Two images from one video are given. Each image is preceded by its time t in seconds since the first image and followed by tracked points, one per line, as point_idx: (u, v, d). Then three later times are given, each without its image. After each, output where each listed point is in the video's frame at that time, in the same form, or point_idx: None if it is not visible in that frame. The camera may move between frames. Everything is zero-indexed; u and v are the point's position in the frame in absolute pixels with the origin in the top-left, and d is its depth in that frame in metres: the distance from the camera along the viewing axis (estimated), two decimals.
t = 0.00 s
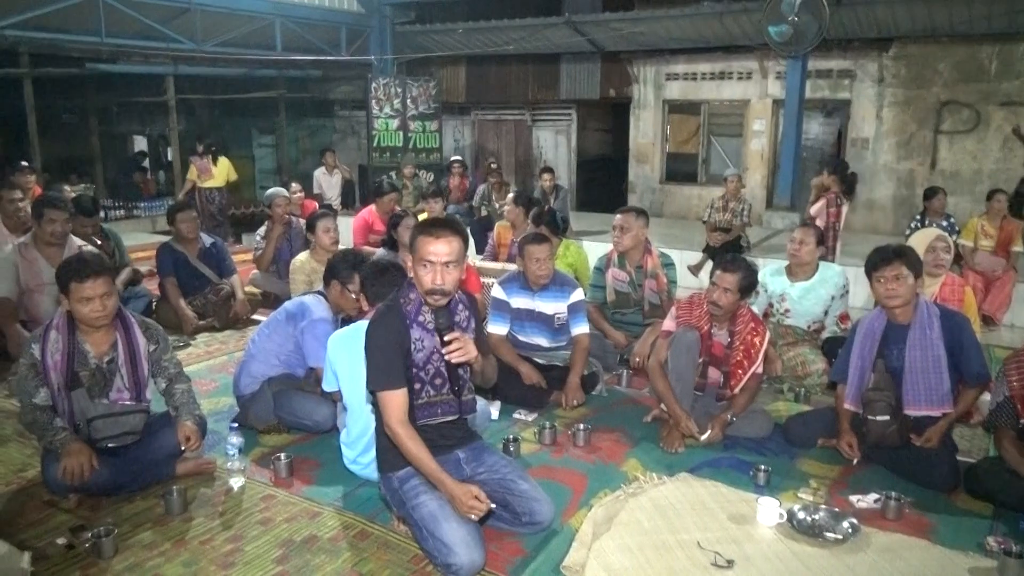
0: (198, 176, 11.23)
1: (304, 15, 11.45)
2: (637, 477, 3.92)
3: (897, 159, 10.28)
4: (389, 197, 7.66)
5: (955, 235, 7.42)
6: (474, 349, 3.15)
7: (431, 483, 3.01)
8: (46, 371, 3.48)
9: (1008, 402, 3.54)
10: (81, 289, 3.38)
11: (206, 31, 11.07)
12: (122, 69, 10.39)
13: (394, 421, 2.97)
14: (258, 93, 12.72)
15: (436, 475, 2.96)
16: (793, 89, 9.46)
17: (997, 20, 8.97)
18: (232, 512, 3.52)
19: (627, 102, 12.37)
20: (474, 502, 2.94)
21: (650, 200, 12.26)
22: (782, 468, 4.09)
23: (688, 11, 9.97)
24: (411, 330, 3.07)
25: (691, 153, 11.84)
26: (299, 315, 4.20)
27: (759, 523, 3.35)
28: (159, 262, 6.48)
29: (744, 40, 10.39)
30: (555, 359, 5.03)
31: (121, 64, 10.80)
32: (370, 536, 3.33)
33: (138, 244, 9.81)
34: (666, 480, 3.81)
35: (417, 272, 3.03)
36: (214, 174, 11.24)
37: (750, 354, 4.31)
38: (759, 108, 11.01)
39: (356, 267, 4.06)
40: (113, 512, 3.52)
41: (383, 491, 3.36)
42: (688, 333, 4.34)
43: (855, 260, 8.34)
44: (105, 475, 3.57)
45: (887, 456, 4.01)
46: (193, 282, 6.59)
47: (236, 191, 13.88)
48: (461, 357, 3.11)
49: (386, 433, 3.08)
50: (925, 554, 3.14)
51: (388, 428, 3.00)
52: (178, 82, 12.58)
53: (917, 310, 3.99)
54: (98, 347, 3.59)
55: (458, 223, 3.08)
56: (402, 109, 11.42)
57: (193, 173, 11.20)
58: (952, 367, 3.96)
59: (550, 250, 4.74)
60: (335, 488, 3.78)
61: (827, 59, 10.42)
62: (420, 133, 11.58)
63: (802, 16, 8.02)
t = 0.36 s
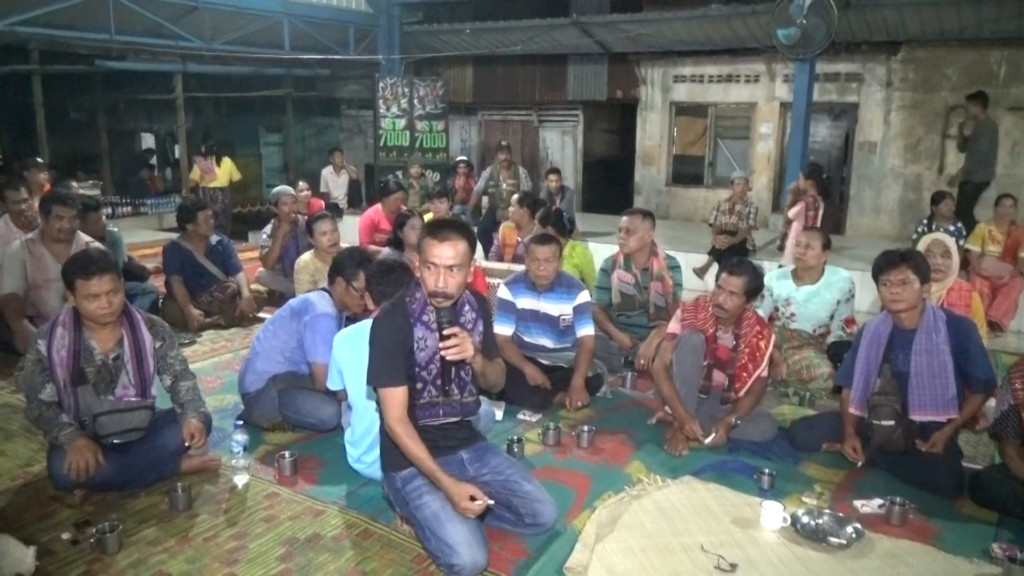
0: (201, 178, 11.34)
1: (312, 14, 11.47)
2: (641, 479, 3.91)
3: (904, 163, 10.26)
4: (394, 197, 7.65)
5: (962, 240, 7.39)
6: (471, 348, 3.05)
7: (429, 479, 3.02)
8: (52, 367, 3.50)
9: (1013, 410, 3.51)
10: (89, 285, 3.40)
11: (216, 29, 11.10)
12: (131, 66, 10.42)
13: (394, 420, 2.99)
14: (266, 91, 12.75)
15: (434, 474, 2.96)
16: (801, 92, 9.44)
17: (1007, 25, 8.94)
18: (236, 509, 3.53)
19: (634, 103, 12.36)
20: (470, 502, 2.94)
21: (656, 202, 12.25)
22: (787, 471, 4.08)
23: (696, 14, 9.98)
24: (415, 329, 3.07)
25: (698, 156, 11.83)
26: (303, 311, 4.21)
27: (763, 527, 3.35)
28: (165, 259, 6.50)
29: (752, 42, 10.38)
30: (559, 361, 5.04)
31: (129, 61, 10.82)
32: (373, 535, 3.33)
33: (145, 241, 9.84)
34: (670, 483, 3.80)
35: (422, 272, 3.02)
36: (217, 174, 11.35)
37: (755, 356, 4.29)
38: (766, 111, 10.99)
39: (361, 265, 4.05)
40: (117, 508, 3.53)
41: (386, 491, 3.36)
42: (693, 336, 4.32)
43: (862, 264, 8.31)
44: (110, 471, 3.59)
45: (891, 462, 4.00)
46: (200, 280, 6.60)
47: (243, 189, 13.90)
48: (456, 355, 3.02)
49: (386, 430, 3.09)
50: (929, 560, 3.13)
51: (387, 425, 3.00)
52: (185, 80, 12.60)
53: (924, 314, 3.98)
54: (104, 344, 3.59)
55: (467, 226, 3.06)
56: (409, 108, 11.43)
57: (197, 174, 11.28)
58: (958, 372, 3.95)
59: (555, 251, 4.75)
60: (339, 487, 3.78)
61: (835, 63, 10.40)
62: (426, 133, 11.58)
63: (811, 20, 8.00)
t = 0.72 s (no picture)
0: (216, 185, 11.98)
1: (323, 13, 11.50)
2: (647, 482, 3.91)
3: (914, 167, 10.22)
4: (403, 196, 7.65)
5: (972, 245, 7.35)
6: (462, 345, 3.00)
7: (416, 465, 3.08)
8: (62, 362, 3.53)
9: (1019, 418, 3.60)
10: (98, 281, 3.41)
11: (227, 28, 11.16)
12: (143, 65, 10.48)
13: (385, 407, 3.03)
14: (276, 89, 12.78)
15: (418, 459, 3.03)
16: (811, 94, 9.40)
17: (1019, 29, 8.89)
18: (243, 506, 3.54)
19: (643, 105, 12.35)
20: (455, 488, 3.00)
21: (664, 204, 12.25)
22: (793, 475, 4.07)
23: (705, 15, 9.98)
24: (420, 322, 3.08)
25: (707, 158, 11.81)
26: (307, 309, 4.23)
27: (769, 531, 3.34)
28: (176, 257, 6.54)
29: (762, 44, 10.36)
30: (566, 362, 4.99)
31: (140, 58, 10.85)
32: (379, 533, 3.34)
33: (154, 238, 9.89)
34: (676, 485, 3.80)
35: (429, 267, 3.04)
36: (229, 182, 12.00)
37: (763, 359, 4.28)
38: (776, 114, 10.96)
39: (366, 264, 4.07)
40: (124, 504, 3.55)
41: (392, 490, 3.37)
42: (700, 338, 4.32)
43: (871, 268, 8.28)
44: (119, 467, 3.61)
45: (899, 467, 3.98)
46: (209, 278, 6.64)
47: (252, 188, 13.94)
48: (445, 351, 2.99)
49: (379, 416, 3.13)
50: (936, 565, 3.11)
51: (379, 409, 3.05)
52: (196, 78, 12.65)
53: (933, 319, 3.95)
54: (113, 340, 3.62)
55: (479, 226, 3.05)
56: (418, 108, 11.46)
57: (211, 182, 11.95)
58: (967, 378, 3.93)
59: (563, 252, 4.75)
60: (344, 485, 3.78)
61: (846, 66, 10.36)
62: (435, 133, 11.58)
63: (822, 22, 7.97)
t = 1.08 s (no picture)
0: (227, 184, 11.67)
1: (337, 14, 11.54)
2: (662, 482, 3.90)
3: (931, 166, 10.13)
4: (417, 196, 7.66)
5: (991, 245, 7.28)
6: (458, 335, 2.91)
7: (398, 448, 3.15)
8: (82, 361, 3.54)
9: None
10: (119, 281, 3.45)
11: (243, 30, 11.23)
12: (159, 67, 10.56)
13: (381, 391, 3.11)
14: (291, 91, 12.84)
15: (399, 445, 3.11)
16: (826, 93, 9.35)
17: None
18: (260, 506, 3.56)
19: (657, 105, 12.31)
20: (419, 481, 3.03)
21: (678, 204, 12.21)
22: (810, 477, 4.05)
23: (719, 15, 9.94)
24: (426, 312, 3.12)
25: (721, 158, 11.75)
26: (324, 310, 4.25)
27: (785, 532, 3.33)
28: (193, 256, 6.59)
29: (777, 44, 10.31)
30: (581, 362, 4.99)
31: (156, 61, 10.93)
32: (394, 532, 3.35)
33: (170, 238, 9.97)
34: (691, 486, 3.79)
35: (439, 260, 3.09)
36: (240, 181, 11.72)
37: (778, 360, 4.26)
38: (791, 113, 10.90)
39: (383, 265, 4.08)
40: (142, 503, 3.58)
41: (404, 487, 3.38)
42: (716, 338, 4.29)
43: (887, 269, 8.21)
44: (136, 465, 3.64)
45: (916, 468, 3.95)
46: (225, 279, 6.69)
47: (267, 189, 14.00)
48: (441, 340, 2.91)
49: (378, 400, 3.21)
50: (954, 568, 3.08)
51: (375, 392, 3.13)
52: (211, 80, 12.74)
53: (951, 320, 3.93)
54: (133, 339, 3.66)
55: (491, 224, 3.08)
56: (432, 109, 11.49)
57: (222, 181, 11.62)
58: (986, 379, 3.90)
59: (576, 252, 4.74)
60: (360, 484, 3.80)
61: (861, 65, 10.30)
62: (448, 133, 11.60)
63: (837, 21, 7.92)
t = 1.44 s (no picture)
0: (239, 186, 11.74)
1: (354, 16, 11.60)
2: (678, 485, 3.88)
3: (950, 168, 10.04)
4: (432, 196, 7.67)
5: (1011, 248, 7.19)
6: (453, 337, 2.89)
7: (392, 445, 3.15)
8: (101, 359, 3.59)
9: None
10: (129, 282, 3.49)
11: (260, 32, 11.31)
12: (177, 68, 10.65)
13: (380, 390, 3.10)
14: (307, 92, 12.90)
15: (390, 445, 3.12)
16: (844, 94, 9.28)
17: None
18: (276, 505, 3.58)
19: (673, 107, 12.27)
20: (404, 491, 3.08)
21: (693, 206, 12.17)
22: (827, 481, 4.01)
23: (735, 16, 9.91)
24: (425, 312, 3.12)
25: (737, 159, 11.69)
26: (341, 311, 4.27)
27: (802, 537, 3.30)
28: (214, 256, 6.59)
29: (794, 45, 10.26)
30: (596, 364, 4.98)
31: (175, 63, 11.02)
32: (410, 533, 3.36)
33: (188, 239, 10.06)
34: (706, 489, 3.77)
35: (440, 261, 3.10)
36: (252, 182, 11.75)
37: (795, 363, 4.23)
38: (808, 115, 10.83)
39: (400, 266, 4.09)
40: (160, 501, 3.61)
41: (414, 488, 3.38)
42: (732, 339, 4.26)
43: (906, 272, 8.14)
44: (154, 464, 3.67)
45: (936, 474, 3.91)
46: (243, 279, 6.74)
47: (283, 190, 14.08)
48: (436, 341, 2.89)
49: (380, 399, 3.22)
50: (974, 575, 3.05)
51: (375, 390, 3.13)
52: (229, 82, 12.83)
53: (972, 324, 3.88)
54: (151, 339, 3.68)
55: (493, 226, 3.08)
56: (447, 110, 11.52)
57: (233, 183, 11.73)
58: (1007, 384, 3.86)
59: (592, 252, 4.74)
60: (376, 484, 3.81)
61: (879, 66, 10.21)
62: (464, 134, 11.65)
63: (855, 22, 7.87)
